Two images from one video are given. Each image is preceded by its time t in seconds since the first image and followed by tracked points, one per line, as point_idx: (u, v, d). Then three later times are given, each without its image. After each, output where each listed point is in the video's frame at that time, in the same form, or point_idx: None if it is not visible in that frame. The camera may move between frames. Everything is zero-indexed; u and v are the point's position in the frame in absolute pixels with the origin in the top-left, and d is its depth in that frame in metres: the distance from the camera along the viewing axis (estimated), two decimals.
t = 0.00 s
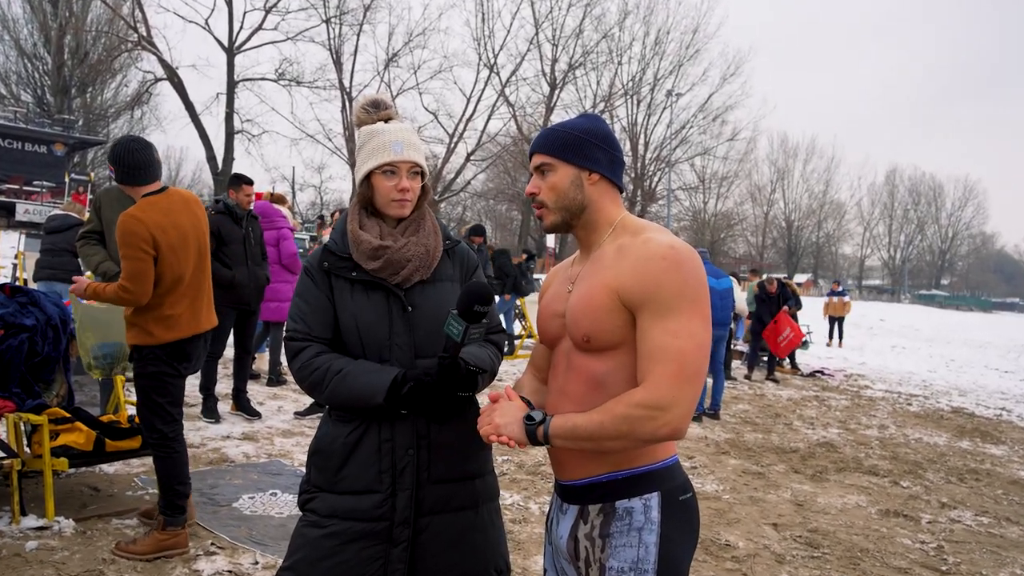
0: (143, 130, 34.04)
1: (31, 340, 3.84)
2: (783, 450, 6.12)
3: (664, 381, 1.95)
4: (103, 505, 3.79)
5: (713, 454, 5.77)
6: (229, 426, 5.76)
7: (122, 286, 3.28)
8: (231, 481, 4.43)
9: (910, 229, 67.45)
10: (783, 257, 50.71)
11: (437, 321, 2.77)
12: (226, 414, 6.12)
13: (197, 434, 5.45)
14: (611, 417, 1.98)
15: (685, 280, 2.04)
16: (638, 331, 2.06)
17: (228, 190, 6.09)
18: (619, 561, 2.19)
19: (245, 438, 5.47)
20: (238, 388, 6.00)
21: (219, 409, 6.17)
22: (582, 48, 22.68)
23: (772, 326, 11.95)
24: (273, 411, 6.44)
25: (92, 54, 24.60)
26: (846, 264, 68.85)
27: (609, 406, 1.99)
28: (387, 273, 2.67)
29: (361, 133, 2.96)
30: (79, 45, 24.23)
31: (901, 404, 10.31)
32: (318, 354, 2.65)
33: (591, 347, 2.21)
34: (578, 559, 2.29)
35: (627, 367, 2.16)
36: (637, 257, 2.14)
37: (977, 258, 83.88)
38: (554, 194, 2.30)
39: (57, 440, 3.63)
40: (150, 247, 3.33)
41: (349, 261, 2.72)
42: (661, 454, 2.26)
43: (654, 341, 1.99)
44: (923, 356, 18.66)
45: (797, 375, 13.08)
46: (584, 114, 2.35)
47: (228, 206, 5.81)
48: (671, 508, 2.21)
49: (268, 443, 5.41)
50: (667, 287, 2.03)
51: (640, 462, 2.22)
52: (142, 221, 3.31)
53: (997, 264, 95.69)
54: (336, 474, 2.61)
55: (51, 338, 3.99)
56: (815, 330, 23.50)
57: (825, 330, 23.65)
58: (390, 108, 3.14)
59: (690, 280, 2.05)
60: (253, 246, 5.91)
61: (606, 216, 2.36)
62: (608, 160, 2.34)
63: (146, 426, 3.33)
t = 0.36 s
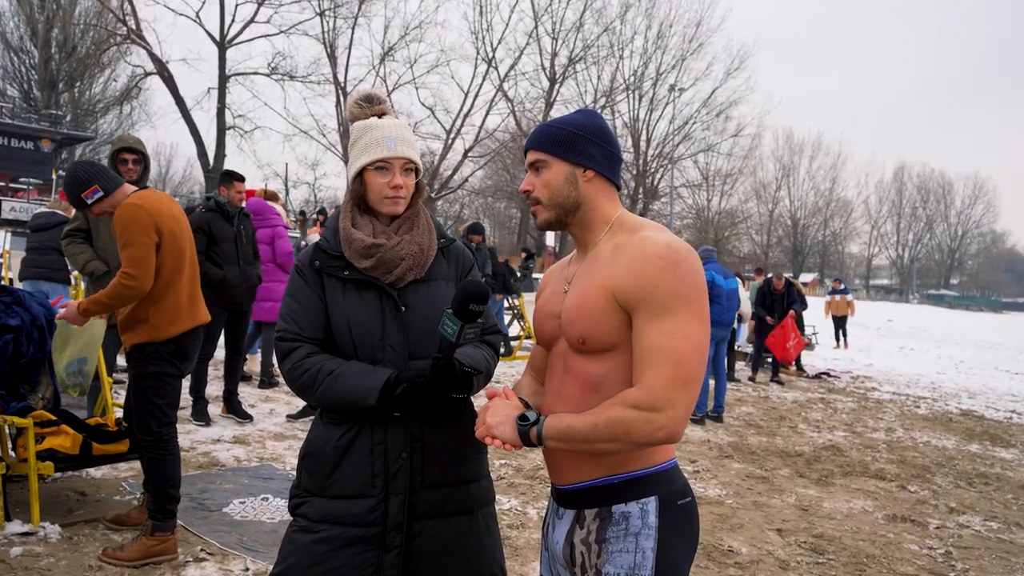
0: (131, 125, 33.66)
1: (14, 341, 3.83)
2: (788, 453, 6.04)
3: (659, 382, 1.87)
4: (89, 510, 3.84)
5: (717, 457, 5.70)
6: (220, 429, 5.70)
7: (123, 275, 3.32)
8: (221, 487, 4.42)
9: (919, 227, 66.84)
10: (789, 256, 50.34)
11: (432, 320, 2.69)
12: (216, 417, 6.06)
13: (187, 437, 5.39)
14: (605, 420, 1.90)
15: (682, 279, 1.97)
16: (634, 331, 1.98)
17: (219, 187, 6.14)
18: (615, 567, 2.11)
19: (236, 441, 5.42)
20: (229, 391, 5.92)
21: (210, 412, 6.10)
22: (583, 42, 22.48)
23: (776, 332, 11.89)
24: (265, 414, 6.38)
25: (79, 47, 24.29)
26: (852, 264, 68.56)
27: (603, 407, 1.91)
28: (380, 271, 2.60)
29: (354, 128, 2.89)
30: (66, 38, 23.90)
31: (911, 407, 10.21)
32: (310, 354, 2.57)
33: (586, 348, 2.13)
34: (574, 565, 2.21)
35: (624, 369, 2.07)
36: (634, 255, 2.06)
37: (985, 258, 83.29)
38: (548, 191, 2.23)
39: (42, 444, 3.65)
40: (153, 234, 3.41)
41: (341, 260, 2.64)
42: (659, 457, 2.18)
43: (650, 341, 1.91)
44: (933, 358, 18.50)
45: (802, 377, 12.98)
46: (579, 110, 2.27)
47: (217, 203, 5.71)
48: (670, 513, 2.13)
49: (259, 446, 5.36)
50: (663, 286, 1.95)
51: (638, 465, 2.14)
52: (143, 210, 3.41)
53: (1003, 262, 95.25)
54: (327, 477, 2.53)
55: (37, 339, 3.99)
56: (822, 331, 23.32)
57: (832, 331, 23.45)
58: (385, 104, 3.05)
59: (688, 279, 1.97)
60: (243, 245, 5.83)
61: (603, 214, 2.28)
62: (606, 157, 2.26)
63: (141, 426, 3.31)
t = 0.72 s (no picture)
0: (122, 121, 33.45)
1: (1, 341, 3.84)
2: (791, 456, 5.97)
3: (661, 384, 1.81)
4: (77, 515, 3.84)
5: (719, 460, 5.64)
6: (212, 431, 5.64)
7: (149, 243, 3.53)
8: (213, 491, 4.37)
9: (926, 226, 66.42)
10: (794, 255, 50.11)
11: (427, 321, 2.63)
12: (209, 419, 6.00)
13: (179, 440, 5.34)
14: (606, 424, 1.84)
15: (682, 277, 1.91)
16: (633, 331, 1.92)
17: (212, 185, 6.08)
18: (613, 572, 2.05)
19: (229, 444, 5.37)
20: (222, 393, 5.86)
21: (202, 414, 6.05)
22: (584, 37, 22.32)
23: (779, 335, 11.87)
24: (260, 416, 6.33)
25: (70, 42, 24.07)
26: (857, 263, 68.34)
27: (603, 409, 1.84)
28: (375, 271, 2.53)
29: (348, 124, 2.83)
30: (56, 33, 23.69)
31: (917, 410, 10.13)
32: (303, 355, 2.51)
33: (585, 350, 2.06)
34: (571, 571, 2.14)
35: (625, 370, 2.01)
36: (632, 255, 2.00)
37: (991, 258, 82.94)
38: (541, 191, 2.17)
39: (31, 447, 3.62)
40: (166, 211, 3.70)
41: (335, 259, 2.58)
42: (658, 460, 2.12)
43: (650, 341, 1.85)
44: (940, 360, 18.38)
45: (806, 378, 12.90)
46: (572, 107, 2.22)
47: (210, 202, 5.68)
48: (669, 518, 2.07)
49: (254, 449, 5.31)
50: (662, 285, 1.89)
51: (636, 467, 2.08)
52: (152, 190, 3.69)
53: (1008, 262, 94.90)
54: (320, 480, 2.46)
55: (25, 340, 3.99)
56: (827, 332, 23.18)
57: (837, 331, 23.32)
58: (380, 99, 2.98)
59: (687, 277, 1.91)
60: (237, 244, 5.80)
61: (598, 213, 2.22)
62: (600, 156, 2.21)
63: (118, 421, 3.41)
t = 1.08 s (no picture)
0: (114, 118, 33.29)
1: None
2: (796, 460, 5.91)
3: (675, 387, 1.75)
4: (70, 519, 3.81)
5: (723, 464, 5.58)
6: (207, 434, 5.59)
7: (148, 235, 3.51)
8: (207, 494, 4.32)
9: (933, 225, 66.11)
10: (799, 255, 49.91)
11: (427, 322, 2.58)
12: (204, 422, 5.94)
13: (173, 442, 5.28)
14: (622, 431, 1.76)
15: (689, 276, 1.85)
16: (640, 334, 1.86)
17: (208, 182, 6.03)
18: None
19: (224, 446, 5.32)
20: (217, 394, 5.81)
21: (197, 416, 5.99)
22: (585, 33, 22.21)
23: (783, 339, 11.79)
24: (256, 418, 6.28)
25: (60, 38, 23.92)
26: (863, 263, 68.10)
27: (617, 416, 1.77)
28: (373, 270, 2.48)
29: (344, 121, 2.77)
30: (47, 28, 23.51)
31: (925, 412, 10.06)
32: (301, 356, 2.45)
33: (589, 353, 2.00)
34: None
35: (631, 373, 1.95)
36: (633, 255, 1.94)
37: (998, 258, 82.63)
38: (538, 190, 2.11)
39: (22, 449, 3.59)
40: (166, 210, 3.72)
41: (333, 258, 2.51)
42: (661, 462, 2.07)
43: (661, 343, 1.79)
44: (948, 361, 18.27)
45: (812, 380, 12.83)
46: (568, 104, 2.16)
47: (206, 199, 5.63)
48: (672, 522, 2.02)
49: (250, 452, 5.26)
50: (669, 285, 1.83)
51: (641, 471, 2.02)
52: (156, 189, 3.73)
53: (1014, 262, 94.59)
54: (318, 483, 2.41)
55: (16, 340, 3.95)
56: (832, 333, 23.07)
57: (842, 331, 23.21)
58: (378, 96, 2.93)
59: (693, 276, 1.86)
60: (232, 243, 5.76)
61: (595, 212, 2.16)
62: (596, 153, 2.15)
63: (123, 422, 3.40)
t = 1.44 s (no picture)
0: (107, 114, 33.19)
1: None
2: (803, 463, 5.84)
3: (673, 394, 1.71)
4: (64, 523, 3.77)
5: (729, 467, 5.52)
6: (203, 437, 5.54)
7: (136, 256, 3.45)
8: (204, 498, 4.27)
9: (941, 225, 65.79)
10: (806, 255, 49.70)
11: (430, 323, 2.52)
12: (199, 425, 5.88)
13: (169, 445, 5.23)
14: (618, 438, 1.74)
15: (693, 279, 1.80)
16: (642, 338, 1.81)
17: (204, 181, 5.99)
18: None
19: (221, 449, 5.27)
20: (213, 397, 5.76)
21: (193, 419, 5.94)
22: (586, 28, 22.15)
23: (789, 341, 11.65)
24: (253, 421, 6.23)
25: (53, 33, 23.79)
26: (870, 263, 67.85)
27: (614, 421, 1.75)
28: (375, 269, 2.42)
29: (346, 117, 2.72)
30: (39, 24, 23.35)
31: (934, 415, 9.97)
32: (302, 357, 2.40)
33: (589, 357, 1.95)
34: None
35: (632, 377, 1.90)
36: (637, 256, 1.89)
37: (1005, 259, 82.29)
38: (541, 187, 2.06)
39: (16, 453, 3.57)
40: (153, 219, 3.62)
41: (334, 257, 2.46)
42: (664, 466, 2.01)
43: (661, 348, 1.74)
44: (957, 363, 18.15)
45: (818, 382, 12.74)
46: (574, 98, 2.11)
47: (202, 198, 5.57)
48: (677, 527, 1.95)
49: (247, 455, 5.21)
50: (672, 288, 1.78)
51: (643, 475, 1.97)
52: (144, 195, 3.60)
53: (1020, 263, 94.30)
54: (318, 487, 2.35)
55: (9, 342, 3.90)
56: (838, 334, 22.96)
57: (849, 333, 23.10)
58: (380, 90, 2.87)
59: (698, 279, 1.81)
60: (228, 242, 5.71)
61: (600, 210, 2.10)
62: (603, 150, 2.09)
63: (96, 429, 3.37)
